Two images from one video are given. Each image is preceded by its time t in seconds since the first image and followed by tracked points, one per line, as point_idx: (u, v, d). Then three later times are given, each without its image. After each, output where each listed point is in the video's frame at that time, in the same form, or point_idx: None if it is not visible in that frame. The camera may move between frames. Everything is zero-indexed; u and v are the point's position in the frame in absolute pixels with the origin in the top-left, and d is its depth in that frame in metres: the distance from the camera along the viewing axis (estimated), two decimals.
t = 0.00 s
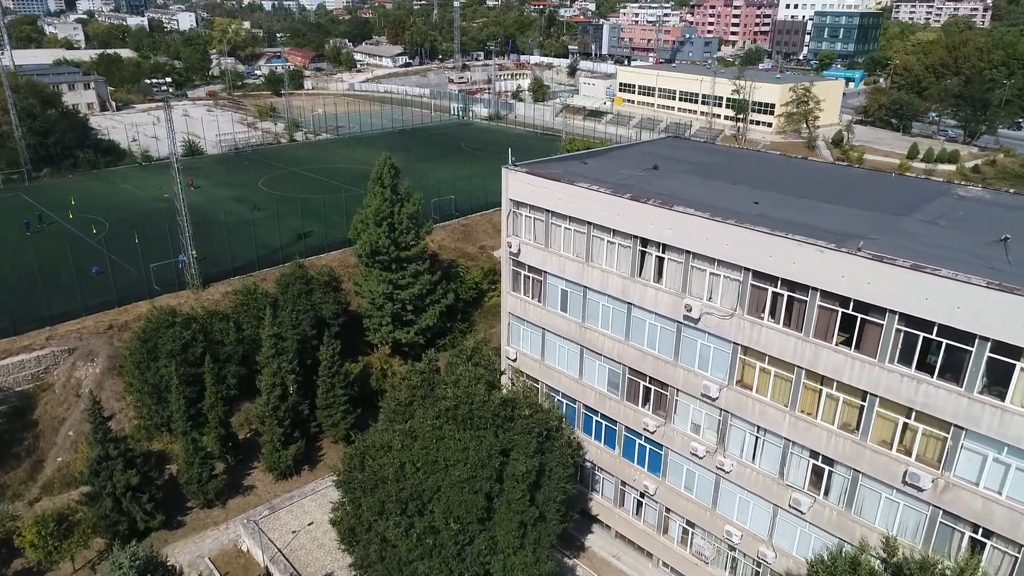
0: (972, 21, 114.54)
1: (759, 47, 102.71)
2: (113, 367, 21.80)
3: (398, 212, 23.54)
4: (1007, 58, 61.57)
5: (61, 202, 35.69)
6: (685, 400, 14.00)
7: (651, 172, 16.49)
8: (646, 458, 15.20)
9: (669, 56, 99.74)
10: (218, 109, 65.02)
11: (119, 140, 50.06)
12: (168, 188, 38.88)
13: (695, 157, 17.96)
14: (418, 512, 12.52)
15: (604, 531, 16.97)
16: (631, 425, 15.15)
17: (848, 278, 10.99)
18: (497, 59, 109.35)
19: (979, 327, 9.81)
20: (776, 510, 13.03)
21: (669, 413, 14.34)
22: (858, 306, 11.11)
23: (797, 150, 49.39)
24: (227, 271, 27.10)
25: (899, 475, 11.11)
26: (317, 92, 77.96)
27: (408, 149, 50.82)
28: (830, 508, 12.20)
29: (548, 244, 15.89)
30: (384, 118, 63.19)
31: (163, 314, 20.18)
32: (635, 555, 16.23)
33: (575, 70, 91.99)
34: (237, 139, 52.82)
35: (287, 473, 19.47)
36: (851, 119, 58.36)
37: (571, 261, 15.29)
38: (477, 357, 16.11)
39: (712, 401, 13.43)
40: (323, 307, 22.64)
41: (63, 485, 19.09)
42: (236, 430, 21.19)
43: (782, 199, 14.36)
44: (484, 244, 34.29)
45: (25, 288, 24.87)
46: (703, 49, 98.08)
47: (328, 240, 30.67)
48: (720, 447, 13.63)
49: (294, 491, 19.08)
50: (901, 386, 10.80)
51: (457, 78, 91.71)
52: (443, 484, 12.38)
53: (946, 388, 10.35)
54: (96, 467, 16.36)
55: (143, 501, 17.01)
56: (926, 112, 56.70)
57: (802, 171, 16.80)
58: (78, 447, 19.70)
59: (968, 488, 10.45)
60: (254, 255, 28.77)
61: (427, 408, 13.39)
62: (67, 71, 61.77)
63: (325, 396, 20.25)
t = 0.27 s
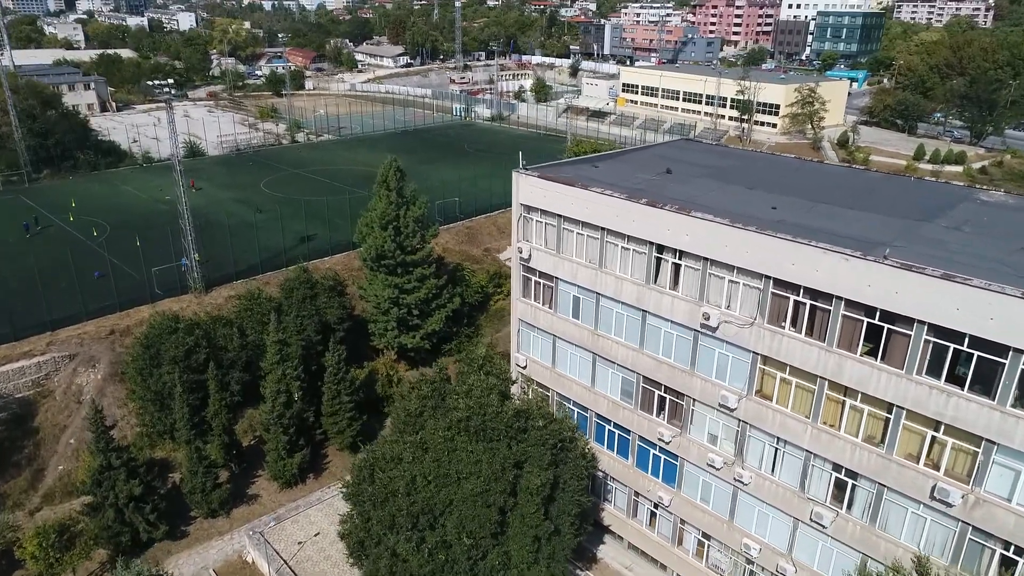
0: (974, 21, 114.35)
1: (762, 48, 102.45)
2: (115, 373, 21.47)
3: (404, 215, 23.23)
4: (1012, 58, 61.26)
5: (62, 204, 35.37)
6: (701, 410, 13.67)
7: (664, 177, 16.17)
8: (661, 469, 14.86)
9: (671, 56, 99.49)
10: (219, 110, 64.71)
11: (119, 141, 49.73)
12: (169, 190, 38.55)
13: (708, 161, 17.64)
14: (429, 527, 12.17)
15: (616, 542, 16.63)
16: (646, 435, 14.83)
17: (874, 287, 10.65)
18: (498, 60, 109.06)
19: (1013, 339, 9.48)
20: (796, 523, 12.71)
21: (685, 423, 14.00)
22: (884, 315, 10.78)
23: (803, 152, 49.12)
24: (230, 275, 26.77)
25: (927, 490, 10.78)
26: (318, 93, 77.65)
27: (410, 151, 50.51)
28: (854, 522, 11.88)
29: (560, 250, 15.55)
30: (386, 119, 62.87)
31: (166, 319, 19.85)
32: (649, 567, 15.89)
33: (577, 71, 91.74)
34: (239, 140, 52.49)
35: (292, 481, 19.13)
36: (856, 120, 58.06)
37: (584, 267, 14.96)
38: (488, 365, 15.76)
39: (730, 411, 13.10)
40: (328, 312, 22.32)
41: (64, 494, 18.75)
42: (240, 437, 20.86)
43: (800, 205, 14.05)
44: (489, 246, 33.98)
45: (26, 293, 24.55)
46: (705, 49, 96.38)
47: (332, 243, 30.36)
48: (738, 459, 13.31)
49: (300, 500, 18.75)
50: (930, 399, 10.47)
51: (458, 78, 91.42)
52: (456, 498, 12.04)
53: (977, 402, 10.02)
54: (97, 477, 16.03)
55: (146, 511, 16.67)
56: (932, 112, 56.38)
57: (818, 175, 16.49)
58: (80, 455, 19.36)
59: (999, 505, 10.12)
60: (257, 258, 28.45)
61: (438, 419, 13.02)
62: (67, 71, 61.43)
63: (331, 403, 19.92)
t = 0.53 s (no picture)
0: (977, 21, 114.04)
1: (764, 48, 102.10)
2: (117, 380, 21.11)
3: (410, 218, 22.90)
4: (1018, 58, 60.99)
5: (62, 206, 35.04)
6: (719, 421, 13.33)
7: (678, 181, 15.83)
8: (676, 479, 14.53)
9: (674, 56, 99.22)
10: (220, 111, 64.37)
11: (120, 142, 49.37)
12: (170, 192, 38.21)
13: (722, 164, 17.29)
14: (442, 542, 11.91)
15: (629, 554, 16.28)
16: (661, 446, 14.49)
17: (902, 297, 10.30)
18: (500, 60, 108.70)
19: None
20: (818, 538, 12.37)
21: (702, 434, 13.68)
22: (913, 326, 10.42)
23: (808, 153, 48.79)
24: (232, 278, 26.39)
25: (957, 506, 10.43)
26: (319, 93, 77.32)
27: (413, 152, 50.18)
28: (879, 538, 11.54)
29: (572, 255, 15.21)
30: (388, 120, 62.54)
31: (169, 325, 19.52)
32: None
33: (579, 71, 91.44)
34: (241, 141, 52.14)
35: (297, 491, 18.77)
36: (860, 121, 57.77)
37: (597, 273, 14.61)
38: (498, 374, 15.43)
39: (750, 423, 12.75)
40: (333, 316, 21.99)
41: (65, 504, 18.40)
42: (243, 444, 20.52)
43: (819, 210, 13.70)
44: (493, 249, 33.67)
45: (26, 297, 24.21)
46: (707, 49, 96.39)
47: (336, 246, 30.03)
48: (758, 471, 12.97)
49: (305, 510, 18.40)
50: (961, 412, 10.12)
51: (459, 78, 91.14)
52: (469, 513, 11.77)
53: (1012, 416, 9.67)
54: (100, 488, 15.68)
55: (150, 523, 16.32)
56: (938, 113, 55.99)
57: (835, 179, 16.15)
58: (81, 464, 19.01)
59: None
60: (260, 261, 28.12)
61: (450, 431, 12.67)
62: (67, 72, 61.06)
63: (337, 411, 19.58)
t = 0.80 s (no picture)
0: (979, 21, 113.83)
1: (767, 48, 101.86)
2: (118, 387, 20.76)
3: (416, 222, 22.58)
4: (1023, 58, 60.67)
5: (62, 208, 34.67)
6: (738, 433, 12.99)
7: (693, 185, 15.48)
8: (692, 491, 14.19)
9: (676, 56, 98.91)
10: (220, 111, 64.05)
11: (120, 143, 49.03)
12: (171, 194, 37.85)
13: (737, 167, 16.93)
14: (454, 558, 11.55)
15: (642, 566, 15.92)
16: (677, 457, 14.15)
17: (933, 308, 9.94)
18: (501, 60, 108.44)
19: None
20: (841, 553, 12.03)
21: (720, 446, 13.34)
22: (943, 338, 10.08)
23: (813, 154, 48.50)
24: (235, 282, 26.06)
25: (989, 523, 10.08)
26: (320, 94, 77.05)
27: (416, 153, 49.88)
28: (906, 554, 11.19)
29: (585, 262, 14.86)
30: (389, 121, 62.22)
31: (171, 331, 19.19)
32: None
33: (581, 72, 91.26)
34: (242, 142, 51.79)
35: (302, 500, 18.42)
36: (865, 122, 57.46)
37: (611, 280, 14.26)
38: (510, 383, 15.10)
39: (770, 435, 12.41)
40: (338, 322, 21.67)
41: (66, 514, 18.04)
42: (247, 452, 20.18)
43: (840, 215, 13.35)
44: (498, 252, 33.36)
45: (25, 302, 23.85)
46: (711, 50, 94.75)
47: (339, 249, 29.71)
48: (778, 484, 12.63)
49: (311, 520, 18.06)
50: (994, 427, 9.77)
51: (460, 79, 90.81)
52: (483, 529, 11.41)
53: None
54: (101, 500, 15.34)
55: (152, 535, 15.98)
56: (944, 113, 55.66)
57: (854, 183, 15.77)
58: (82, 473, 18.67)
59: None
60: (262, 265, 27.77)
61: (463, 444, 12.33)
62: (67, 72, 60.71)
63: (342, 419, 19.24)
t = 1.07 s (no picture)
0: (982, 21, 113.53)
1: (769, 48, 101.62)
2: (120, 394, 20.41)
3: (421, 226, 22.26)
4: None
5: (62, 211, 34.34)
6: (757, 444, 12.64)
7: (708, 189, 15.13)
8: (709, 503, 13.84)
9: (678, 57, 98.68)
10: (221, 112, 63.73)
11: (120, 144, 48.67)
12: (172, 196, 37.51)
13: (753, 171, 16.58)
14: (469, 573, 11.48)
15: None
16: (694, 468, 13.80)
17: (966, 318, 9.58)
18: (502, 60, 108.19)
19: None
20: (866, 569, 11.68)
21: (739, 457, 12.99)
22: (977, 350, 9.72)
23: (819, 155, 48.21)
24: (238, 286, 25.74)
25: None
26: (321, 94, 76.76)
27: (418, 155, 49.63)
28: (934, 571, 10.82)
29: (599, 268, 14.50)
30: (391, 122, 61.95)
31: (174, 337, 18.85)
32: None
33: (583, 72, 91.06)
34: (243, 143, 51.46)
35: (307, 510, 18.05)
36: (870, 122, 57.20)
37: (626, 287, 13.91)
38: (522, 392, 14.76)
39: (793, 447, 12.04)
40: (343, 327, 21.35)
41: (66, 525, 17.68)
42: (251, 460, 19.83)
43: (862, 220, 13.00)
44: (503, 254, 33.08)
45: (25, 307, 23.52)
46: (713, 49, 94.42)
47: (342, 252, 29.38)
48: (800, 497, 12.28)
49: (317, 530, 17.71)
50: None
51: (462, 79, 90.49)
52: (497, 545, 11.23)
53: None
54: (104, 512, 15.02)
55: (155, 546, 15.63)
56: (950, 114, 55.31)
57: (874, 186, 15.41)
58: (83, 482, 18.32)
59: None
60: (265, 268, 27.44)
61: (476, 458, 11.94)
62: (67, 73, 60.36)
63: (348, 426, 18.91)
